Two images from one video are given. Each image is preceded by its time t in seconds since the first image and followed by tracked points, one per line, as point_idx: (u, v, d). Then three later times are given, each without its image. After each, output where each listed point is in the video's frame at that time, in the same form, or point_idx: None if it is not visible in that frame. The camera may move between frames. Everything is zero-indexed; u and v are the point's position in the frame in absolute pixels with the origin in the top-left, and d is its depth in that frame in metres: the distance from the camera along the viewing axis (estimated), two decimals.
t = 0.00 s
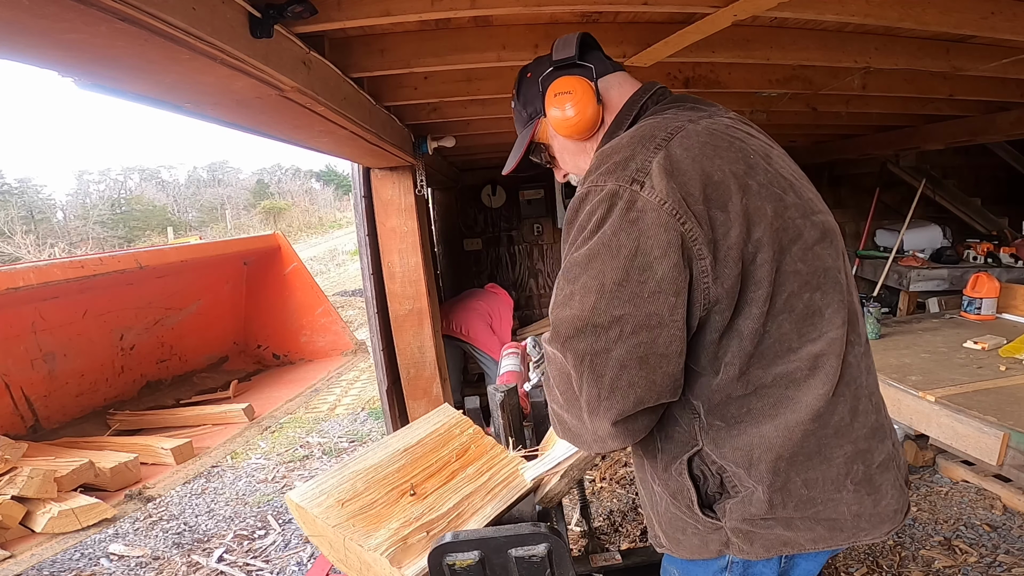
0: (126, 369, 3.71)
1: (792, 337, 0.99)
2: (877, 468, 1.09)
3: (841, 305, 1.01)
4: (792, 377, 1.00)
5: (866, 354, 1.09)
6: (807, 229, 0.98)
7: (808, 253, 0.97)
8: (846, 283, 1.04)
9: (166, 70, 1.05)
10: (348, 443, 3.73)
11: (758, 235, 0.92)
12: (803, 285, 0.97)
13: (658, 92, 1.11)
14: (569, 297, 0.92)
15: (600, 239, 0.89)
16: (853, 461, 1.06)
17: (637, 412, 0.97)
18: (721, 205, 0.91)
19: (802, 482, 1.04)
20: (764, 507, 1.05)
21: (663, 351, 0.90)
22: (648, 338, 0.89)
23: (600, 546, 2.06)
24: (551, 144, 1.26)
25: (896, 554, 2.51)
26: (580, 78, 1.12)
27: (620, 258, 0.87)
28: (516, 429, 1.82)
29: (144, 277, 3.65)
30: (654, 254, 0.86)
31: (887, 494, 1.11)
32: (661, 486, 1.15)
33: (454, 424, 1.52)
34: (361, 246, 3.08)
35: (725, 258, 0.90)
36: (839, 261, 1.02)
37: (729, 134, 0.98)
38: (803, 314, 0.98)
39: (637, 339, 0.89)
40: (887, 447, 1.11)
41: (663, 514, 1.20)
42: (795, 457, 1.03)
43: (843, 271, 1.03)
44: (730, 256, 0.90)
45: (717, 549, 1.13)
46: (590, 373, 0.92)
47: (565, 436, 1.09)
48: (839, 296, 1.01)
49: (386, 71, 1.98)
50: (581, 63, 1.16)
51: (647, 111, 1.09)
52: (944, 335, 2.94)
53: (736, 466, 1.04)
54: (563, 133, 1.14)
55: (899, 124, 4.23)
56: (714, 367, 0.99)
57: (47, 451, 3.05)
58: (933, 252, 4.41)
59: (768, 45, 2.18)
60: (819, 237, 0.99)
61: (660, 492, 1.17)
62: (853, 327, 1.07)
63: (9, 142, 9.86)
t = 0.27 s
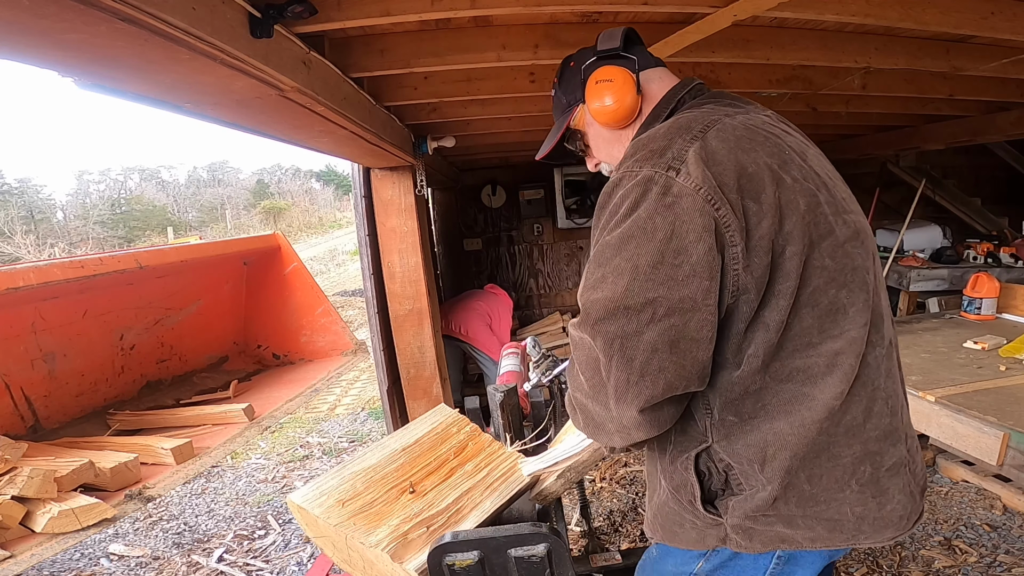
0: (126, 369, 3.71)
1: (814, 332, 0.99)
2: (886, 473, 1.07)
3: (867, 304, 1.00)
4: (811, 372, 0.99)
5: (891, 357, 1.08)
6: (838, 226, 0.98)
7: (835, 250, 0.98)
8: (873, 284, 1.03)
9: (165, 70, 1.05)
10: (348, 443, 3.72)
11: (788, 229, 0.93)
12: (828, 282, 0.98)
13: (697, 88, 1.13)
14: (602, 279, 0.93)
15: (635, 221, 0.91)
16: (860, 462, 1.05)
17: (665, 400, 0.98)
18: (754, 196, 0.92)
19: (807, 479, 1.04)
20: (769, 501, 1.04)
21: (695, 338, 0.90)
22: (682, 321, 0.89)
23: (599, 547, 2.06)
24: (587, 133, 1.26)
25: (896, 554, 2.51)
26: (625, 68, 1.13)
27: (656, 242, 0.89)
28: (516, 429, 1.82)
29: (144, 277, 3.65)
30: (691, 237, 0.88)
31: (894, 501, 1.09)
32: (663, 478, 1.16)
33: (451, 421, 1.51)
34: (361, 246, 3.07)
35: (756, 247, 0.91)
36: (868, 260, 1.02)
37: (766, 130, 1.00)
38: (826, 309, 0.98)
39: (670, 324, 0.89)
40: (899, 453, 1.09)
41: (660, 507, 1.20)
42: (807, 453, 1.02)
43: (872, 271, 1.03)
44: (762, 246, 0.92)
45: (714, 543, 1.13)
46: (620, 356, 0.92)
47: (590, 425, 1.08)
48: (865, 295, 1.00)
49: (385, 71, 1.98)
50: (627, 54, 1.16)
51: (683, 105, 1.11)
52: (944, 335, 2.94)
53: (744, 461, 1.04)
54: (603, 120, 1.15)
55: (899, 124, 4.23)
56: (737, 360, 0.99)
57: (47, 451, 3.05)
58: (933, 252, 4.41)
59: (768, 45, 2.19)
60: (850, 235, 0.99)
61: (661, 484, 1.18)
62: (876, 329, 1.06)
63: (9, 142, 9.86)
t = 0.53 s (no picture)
0: (126, 369, 3.71)
1: (761, 341, 0.94)
2: (861, 486, 1.00)
3: (824, 308, 0.93)
4: (758, 383, 0.96)
5: (875, 361, 0.98)
6: (786, 226, 0.93)
7: (782, 253, 0.92)
8: (840, 284, 0.95)
9: (165, 70, 1.05)
10: (348, 443, 3.72)
11: (718, 237, 0.91)
12: (773, 288, 0.93)
13: (648, 92, 1.12)
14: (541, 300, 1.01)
15: (561, 246, 0.97)
16: (828, 476, 0.98)
17: (616, 410, 1.03)
18: (679, 207, 0.91)
19: (760, 492, 1.00)
20: (721, 509, 1.03)
21: (619, 354, 0.95)
22: (602, 341, 0.95)
23: (600, 546, 2.05)
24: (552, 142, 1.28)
25: (896, 554, 2.51)
26: (579, 78, 1.14)
27: (575, 266, 0.94)
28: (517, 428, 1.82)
29: (144, 277, 3.65)
30: (604, 261, 0.92)
31: (874, 515, 1.01)
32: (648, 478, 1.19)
33: (461, 417, 1.59)
34: (361, 246, 3.07)
35: (678, 261, 0.91)
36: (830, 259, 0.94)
37: (706, 132, 0.97)
38: (773, 316, 0.94)
39: (594, 342, 0.95)
40: (880, 464, 1.00)
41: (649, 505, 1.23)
42: (754, 465, 0.98)
43: (838, 270, 0.95)
44: (685, 259, 0.91)
45: (686, 550, 1.14)
46: (560, 369, 1.00)
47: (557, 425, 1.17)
48: (820, 297, 0.93)
49: (386, 71, 1.98)
50: (580, 64, 1.17)
51: (635, 111, 1.10)
52: (944, 335, 2.94)
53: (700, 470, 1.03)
54: (558, 133, 1.17)
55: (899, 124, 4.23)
56: (678, 370, 1.00)
57: (47, 451, 3.05)
58: (933, 252, 4.41)
59: (768, 45, 2.19)
60: (802, 235, 0.94)
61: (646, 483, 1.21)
62: (846, 332, 0.95)
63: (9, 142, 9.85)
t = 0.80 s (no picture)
0: (126, 369, 3.71)
1: (711, 340, 0.97)
2: (828, 491, 0.99)
3: (772, 305, 0.94)
4: (711, 381, 0.98)
5: (839, 361, 0.98)
6: (733, 226, 0.97)
7: (729, 252, 0.96)
8: (793, 281, 0.96)
9: (165, 70, 1.05)
10: (348, 443, 3.72)
11: (663, 237, 0.95)
12: (721, 286, 0.96)
13: (618, 104, 1.17)
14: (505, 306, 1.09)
15: (518, 252, 1.05)
16: (788, 479, 0.98)
17: (575, 414, 1.10)
18: (624, 211, 0.97)
19: (720, 496, 1.01)
20: (681, 516, 1.05)
21: (576, 353, 1.02)
22: (558, 340, 1.02)
23: (600, 547, 2.05)
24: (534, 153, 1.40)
25: (896, 554, 2.51)
26: (549, 101, 1.26)
27: (530, 271, 1.02)
28: (516, 428, 1.82)
29: (144, 277, 3.65)
30: (554, 265, 0.99)
31: (845, 522, 0.99)
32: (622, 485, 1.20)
33: (467, 418, 1.66)
34: (361, 246, 3.07)
35: (625, 262, 0.96)
36: (782, 256, 0.96)
37: (658, 137, 1.02)
38: (721, 314, 0.96)
39: (551, 342, 1.03)
40: (848, 469, 0.99)
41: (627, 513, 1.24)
42: (711, 468, 0.99)
43: (791, 268, 0.96)
44: (631, 260, 0.96)
45: (660, 557, 1.14)
46: (523, 372, 1.08)
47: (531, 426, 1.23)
48: (770, 295, 0.95)
49: (386, 71, 1.98)
50: (552, 85, 1.27)
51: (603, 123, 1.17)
52: (944, 335, 2.94)
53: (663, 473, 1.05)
54: (534, 151, 1.29)
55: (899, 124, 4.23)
56: (635, 371, 1.05)
57: (46, 451, 3.04)
58: (933, 252, 4.41)
59: (768, 45, 2.19)
60: (751, 233, 0.97)
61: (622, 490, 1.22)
62: (801, 331, 0.96)
63: (9, 142, 9.85)
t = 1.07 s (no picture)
0: (126, 369, 3.71)
1: (699, 329, 0.98)
2: (818, 481, 0.97)
3: (758, 294, 0.94)
4: (700, 369, 0.98)
5: (832, 351, 0.96)
6: (721, 218, 0.97)
7: (717, 244, 0.96)
8: (781, 271, 0.96)
9: (165, 70, 1.05)
10: (348, 443, 3.72)
11: (650, 230, 0.96)
12: (708, 276, 0.96)
13: (621, 111, 1.18)
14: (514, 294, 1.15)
15: (522, 245, 1.09)
16: (776, 467, 0.97)
17: (575, 397, 1.12)
18: (615, 206, 0.99)
19: (709, 479, 1.01)
20: (673, 495, 1.06)
21: (569, 341, 1.05)
22: (556, 327, 1.06)
23: (600, 547, 2.05)
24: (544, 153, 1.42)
25: (896, 554, 2.51)
26: (558, 105, 1.27)
27: (530, 261, 1.06)
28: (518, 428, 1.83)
29: (144, 277, 3.65)
30: (550, 257, 1.03)
31: (836, 513, 0.98)
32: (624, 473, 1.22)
33: (485, 416, 1.65)
34: (361, 246, 3.07)
35: (616, 254, 0.98)
36: (771, 248, 0.96)
37: (651, 137, 1.03)
38: (709, 304, 0.96)
39: (549, 327, 1.06)
40: (840, 460, 0.97)
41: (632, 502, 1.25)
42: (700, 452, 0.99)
43: (779, 259, 0.96)
44: (621, 251, 0.98)
45: (656, 543, 1.14)
46: (527, 353, 1.13)
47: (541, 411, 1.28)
48: (757, 285, 0.94)
49: (386, 71, 1.98)
50: (562, 90, 1.28)
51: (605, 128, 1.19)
52: (944, 335, 2.94)
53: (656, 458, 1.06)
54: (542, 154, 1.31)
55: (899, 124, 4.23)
56: (630, 359, 1.06)
57: (46, 451, 3.04)
58: (933, 252, 4.41)
59: (768, 45, 2.19)
60: (740, 226, 0.97)
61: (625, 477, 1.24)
62: (791, 320, 0.95)
63: (9, 142, 9.84)
